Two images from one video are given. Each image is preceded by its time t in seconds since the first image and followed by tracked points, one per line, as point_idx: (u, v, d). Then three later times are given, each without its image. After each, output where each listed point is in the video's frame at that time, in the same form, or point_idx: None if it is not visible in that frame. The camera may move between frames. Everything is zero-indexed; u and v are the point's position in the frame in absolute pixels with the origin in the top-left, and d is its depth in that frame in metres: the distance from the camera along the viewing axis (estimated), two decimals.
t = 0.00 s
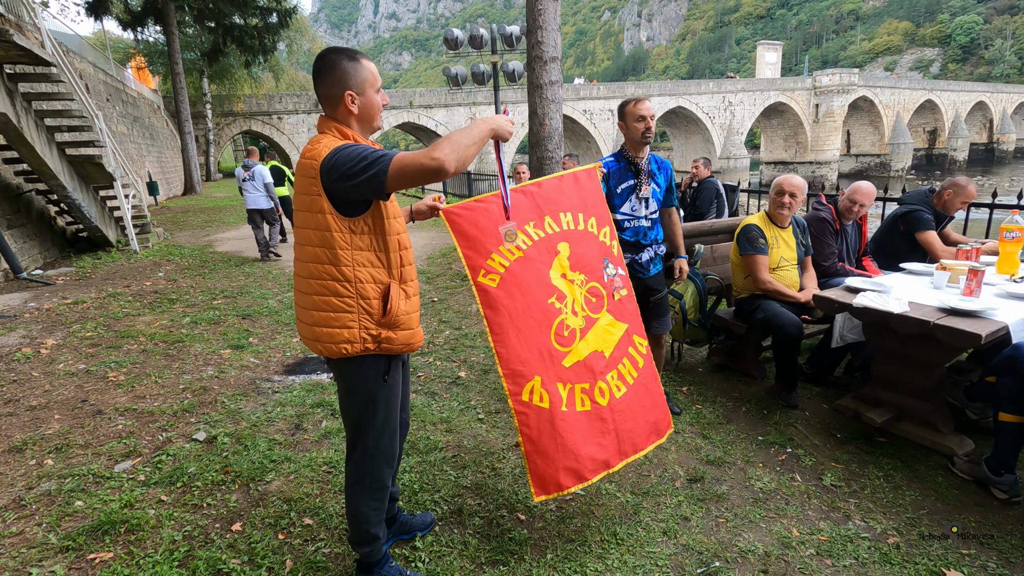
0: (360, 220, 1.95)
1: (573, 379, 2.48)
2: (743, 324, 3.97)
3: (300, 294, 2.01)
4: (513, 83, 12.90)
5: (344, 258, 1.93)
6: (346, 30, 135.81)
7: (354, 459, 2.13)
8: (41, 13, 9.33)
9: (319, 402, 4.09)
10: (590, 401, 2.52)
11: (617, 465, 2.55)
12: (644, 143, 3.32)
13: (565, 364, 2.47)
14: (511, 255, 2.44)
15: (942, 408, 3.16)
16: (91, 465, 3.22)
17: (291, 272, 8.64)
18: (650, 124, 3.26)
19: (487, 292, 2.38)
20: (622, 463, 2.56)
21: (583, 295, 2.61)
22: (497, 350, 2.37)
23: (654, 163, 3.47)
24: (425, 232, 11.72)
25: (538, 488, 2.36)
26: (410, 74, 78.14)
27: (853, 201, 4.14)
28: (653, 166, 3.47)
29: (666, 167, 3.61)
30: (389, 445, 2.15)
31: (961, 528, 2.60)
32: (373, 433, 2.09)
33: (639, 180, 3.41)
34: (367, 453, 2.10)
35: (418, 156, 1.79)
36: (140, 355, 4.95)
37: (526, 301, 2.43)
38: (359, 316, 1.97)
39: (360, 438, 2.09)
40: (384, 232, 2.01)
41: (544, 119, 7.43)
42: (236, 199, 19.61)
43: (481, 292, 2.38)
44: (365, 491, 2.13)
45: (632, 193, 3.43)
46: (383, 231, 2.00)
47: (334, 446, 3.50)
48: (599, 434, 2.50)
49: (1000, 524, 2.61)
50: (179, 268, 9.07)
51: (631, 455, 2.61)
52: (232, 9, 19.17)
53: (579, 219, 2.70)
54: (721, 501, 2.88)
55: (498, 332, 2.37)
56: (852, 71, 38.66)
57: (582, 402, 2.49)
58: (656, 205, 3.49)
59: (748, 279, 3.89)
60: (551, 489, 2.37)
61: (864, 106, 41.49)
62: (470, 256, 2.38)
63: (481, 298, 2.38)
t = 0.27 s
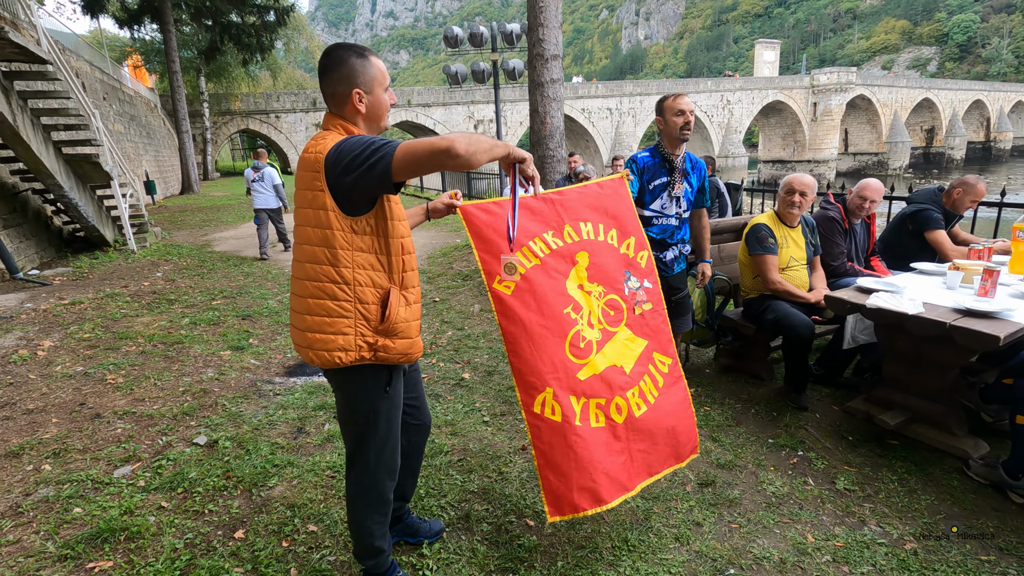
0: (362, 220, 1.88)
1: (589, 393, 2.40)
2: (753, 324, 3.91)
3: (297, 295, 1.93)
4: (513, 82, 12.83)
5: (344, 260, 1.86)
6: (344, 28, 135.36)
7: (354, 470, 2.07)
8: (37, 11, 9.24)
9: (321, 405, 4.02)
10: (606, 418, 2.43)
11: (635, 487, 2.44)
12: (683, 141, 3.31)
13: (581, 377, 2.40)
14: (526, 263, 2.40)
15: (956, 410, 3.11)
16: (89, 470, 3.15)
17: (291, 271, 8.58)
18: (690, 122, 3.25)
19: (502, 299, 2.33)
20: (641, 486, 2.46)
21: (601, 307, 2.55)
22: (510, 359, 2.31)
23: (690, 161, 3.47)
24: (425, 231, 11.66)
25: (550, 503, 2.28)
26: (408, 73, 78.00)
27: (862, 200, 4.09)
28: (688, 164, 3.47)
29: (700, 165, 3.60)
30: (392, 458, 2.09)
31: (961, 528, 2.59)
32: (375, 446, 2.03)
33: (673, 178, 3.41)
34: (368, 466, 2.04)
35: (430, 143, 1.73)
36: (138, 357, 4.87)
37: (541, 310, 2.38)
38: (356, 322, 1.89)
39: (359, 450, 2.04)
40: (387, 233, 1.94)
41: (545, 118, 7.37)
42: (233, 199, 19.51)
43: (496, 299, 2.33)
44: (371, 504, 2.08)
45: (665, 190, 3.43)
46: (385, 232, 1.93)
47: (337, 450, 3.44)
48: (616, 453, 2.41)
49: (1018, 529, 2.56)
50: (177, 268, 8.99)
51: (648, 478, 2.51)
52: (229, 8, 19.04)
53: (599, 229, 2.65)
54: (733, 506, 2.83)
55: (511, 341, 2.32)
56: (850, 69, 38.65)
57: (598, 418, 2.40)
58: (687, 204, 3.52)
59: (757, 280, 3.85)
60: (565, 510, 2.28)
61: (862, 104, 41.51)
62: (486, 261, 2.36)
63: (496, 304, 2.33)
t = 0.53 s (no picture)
0: (361, 212, 1.83)
1: (596, 398, 2.36)
2: (758, 324, 3.87)
3: (299, 291, 1.90)
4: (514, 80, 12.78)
5: (343, 253, 1.81)
6: (344, 27, 135.19)
7: (359, 471, 2.03)
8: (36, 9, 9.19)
9: (323, 405, 3.98)
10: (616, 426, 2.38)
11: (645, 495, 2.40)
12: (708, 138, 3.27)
13: (590, 383, 2.36)
14: (538, 265, 2.37)
15: (965, 411, 3.07)
16: (88, 471, 3.11)
17: (291, 270, 8.53)
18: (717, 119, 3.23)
19: (513, 301, 2.30)
20: (651, 496, 2.41)
21: (614, 311, 2.49)
22: (518, 364, 2.28)
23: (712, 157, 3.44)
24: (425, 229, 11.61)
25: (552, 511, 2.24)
26: (408, 72, 77.89)
27: (867, 197, 4.04)
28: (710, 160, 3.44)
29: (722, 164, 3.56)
30: (397, 457, 2.05)
31: (962, 528, 2.56)
32: (381, 445, 1.99)
33: (693, 174, 3.38)
34: (374, 466, 2.00)
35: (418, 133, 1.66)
36: (138, 356, 4.83)
37: (552, 313, 2.34)
38: (356, 317, 1.83)
39: (363, 450, 2.00)
40: (386, 224, 1.88)
41: (547, 116, 7.32)
42: (233, 197, 19.46)
43: (508, 301, 2.29)
44: (374, 506, 2.04)
45: (684, 185, 3.40)
46: (384, 224, 1.87)
47: (339, 450, 3.40)
48: (626, 461, 2.36)
49: None
50: (177, 267, 8.94)
51: (663, 490, 2.45)
52: (229, 6, 18.97)
53: (614, 229, 2.60)
54: (741, 508, 2.79)
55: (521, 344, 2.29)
56: (851, 68, 38.58)
57: (607, 425, 2.37)
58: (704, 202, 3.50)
59: (764, 278, 3.80)
60: (567, 516, 2.25)
61: (863, 103, 41.46)
62: (499, 260, 2.32)
63: (507, 306, 2.30)
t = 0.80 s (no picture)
0: (354, 211, 1.79)
1: (620, 384, 2.33)
2: (759, 323, 3.85)
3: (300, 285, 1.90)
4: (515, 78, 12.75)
5: (337, 252, 1.79)
6: (347, 25, 135.12)
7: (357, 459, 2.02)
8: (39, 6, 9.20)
9: (321, 402, 3.98)
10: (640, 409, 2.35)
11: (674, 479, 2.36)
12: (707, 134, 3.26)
13: (611, 369, 2.33)
14: (548, 256, 2.34)
15: (966, 411, 3.05)
16: (86, 468, 3.11)
17: (292, 268, 8.54)
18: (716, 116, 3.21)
19: (526, 294, 2.28)
20: (680, 477, 2.38)
21: (625, 297, 2.49)
22: (540, 356, 2.25)
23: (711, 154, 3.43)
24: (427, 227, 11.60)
25: (590, 503, 2.18)
26: (411, 70, 77.87)
27: (869, 195, 4.02)
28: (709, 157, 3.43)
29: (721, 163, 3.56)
30: (394, 450, 2.02)
31: (962, 528, 2.55)
32: (377, 436, 1.97)
33: (693, 171, 3.36)
34: (371, 456, 1.98)
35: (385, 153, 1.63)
36: (138, 354, 4.84)
37: (567, 302, 2.31)
38: (352, 314, 1.82)
39: (361, 438, 1.98)
40: (381, 224, 1.83)
41: (549, 114, 7.29)
42: (236, 195, 19.48)
43: (520, 294, 2.28)
44: (371, 497, 2.02)
45: (684, 182, 3.38)
46: (378, 223, 1.83)
47: (337, 448, 3.39)
48: (655, 444, 2.32)
49: None
50: (178, 264, 8.96)
51: (688, 470, 2.43)
52: (231, 4, 18.97)
53: (617, 216, 2.61)
54: (739, 508, 2.78)
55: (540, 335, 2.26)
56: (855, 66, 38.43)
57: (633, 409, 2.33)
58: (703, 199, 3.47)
59: (765, 277, 3.78)
60: (607, 508, 2.18)
61: (867, 102, 41.29)
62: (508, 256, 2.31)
63: (521, 300, 2.28)
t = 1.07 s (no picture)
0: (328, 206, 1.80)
1: (626, 366, 2.31)
2: (751, 321, 3.86)
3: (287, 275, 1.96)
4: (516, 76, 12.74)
5: (315, 246, 1.82)
6: (351, 22, 135.08)
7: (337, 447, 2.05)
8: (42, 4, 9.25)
9: (314, 398, 4.00)
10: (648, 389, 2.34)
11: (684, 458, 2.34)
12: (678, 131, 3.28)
13: (615, 353, 2.31)
14: (542, 248, 2.36)
15: (955, 411, 3.05)
16: (78, 462, 3.14)
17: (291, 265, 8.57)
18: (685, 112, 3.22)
19: (524, 287, 2.31)
20: (690, 454, 2.36)
21: (621, 282, 2.49)
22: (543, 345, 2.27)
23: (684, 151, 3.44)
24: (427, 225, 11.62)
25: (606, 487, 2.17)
26: (415, 68, 77.87)
27: (863, 194, 4.01)
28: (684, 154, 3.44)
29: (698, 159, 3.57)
30: (373, 442, 2.03)
31: (963, 528, 2.54)
32: (353, 427, 1.98)
33: (668, 168, 3.38)
34: (348, 446, 2.00)
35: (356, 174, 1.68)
36: (134, 350, 4.87)
37: (565, 292, 2.33)
38: (325, 305, 1.84)
39: (338, 427, 2.00)
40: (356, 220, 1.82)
41: (548, 112, 7.28)
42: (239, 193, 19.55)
43: (518, 287, 2.31)
44: (349, 487, 2.04)
45: (660, 180, 3.40)
46: (353, 219, 1.82)
47: (328, 444, 3.41)
48: (663, 423, 2.31)
49: (1014, 531, 2.50)
50: (179, 261, 9.00)
51: (696, 445, 2.42)
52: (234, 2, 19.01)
53: (606, 206, 2.62)
54: (725, 505, 2.79)
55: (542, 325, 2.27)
56: (861, 65, 38.22)
57: (640, 390, 2.31)
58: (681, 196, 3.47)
59: (756, 275, 3.78)
60: (622, 490, 2.18)
61: (872, 100, 41.05)
62: (503, 252, 2.34)
63: (519, 294, 2.31)
